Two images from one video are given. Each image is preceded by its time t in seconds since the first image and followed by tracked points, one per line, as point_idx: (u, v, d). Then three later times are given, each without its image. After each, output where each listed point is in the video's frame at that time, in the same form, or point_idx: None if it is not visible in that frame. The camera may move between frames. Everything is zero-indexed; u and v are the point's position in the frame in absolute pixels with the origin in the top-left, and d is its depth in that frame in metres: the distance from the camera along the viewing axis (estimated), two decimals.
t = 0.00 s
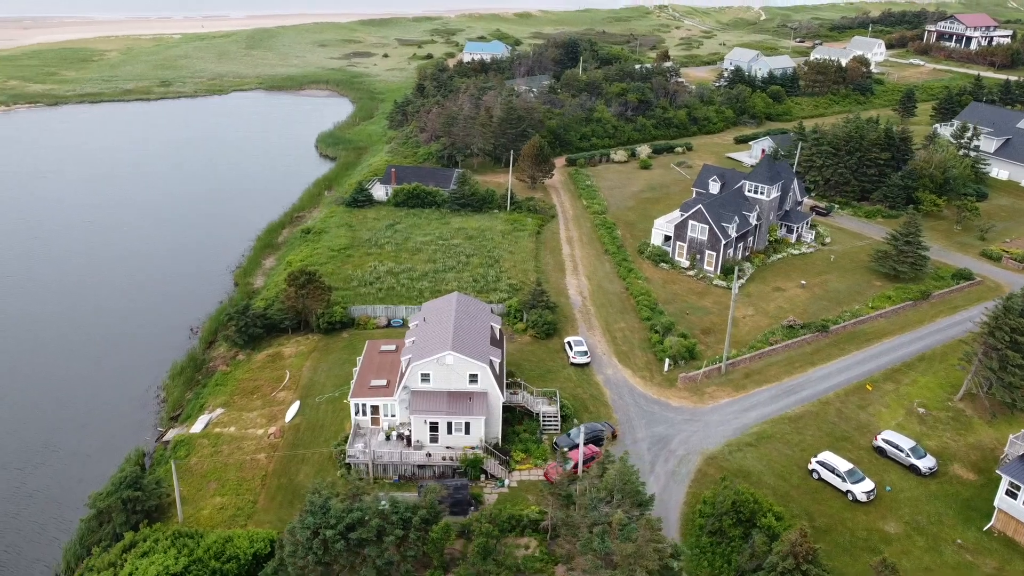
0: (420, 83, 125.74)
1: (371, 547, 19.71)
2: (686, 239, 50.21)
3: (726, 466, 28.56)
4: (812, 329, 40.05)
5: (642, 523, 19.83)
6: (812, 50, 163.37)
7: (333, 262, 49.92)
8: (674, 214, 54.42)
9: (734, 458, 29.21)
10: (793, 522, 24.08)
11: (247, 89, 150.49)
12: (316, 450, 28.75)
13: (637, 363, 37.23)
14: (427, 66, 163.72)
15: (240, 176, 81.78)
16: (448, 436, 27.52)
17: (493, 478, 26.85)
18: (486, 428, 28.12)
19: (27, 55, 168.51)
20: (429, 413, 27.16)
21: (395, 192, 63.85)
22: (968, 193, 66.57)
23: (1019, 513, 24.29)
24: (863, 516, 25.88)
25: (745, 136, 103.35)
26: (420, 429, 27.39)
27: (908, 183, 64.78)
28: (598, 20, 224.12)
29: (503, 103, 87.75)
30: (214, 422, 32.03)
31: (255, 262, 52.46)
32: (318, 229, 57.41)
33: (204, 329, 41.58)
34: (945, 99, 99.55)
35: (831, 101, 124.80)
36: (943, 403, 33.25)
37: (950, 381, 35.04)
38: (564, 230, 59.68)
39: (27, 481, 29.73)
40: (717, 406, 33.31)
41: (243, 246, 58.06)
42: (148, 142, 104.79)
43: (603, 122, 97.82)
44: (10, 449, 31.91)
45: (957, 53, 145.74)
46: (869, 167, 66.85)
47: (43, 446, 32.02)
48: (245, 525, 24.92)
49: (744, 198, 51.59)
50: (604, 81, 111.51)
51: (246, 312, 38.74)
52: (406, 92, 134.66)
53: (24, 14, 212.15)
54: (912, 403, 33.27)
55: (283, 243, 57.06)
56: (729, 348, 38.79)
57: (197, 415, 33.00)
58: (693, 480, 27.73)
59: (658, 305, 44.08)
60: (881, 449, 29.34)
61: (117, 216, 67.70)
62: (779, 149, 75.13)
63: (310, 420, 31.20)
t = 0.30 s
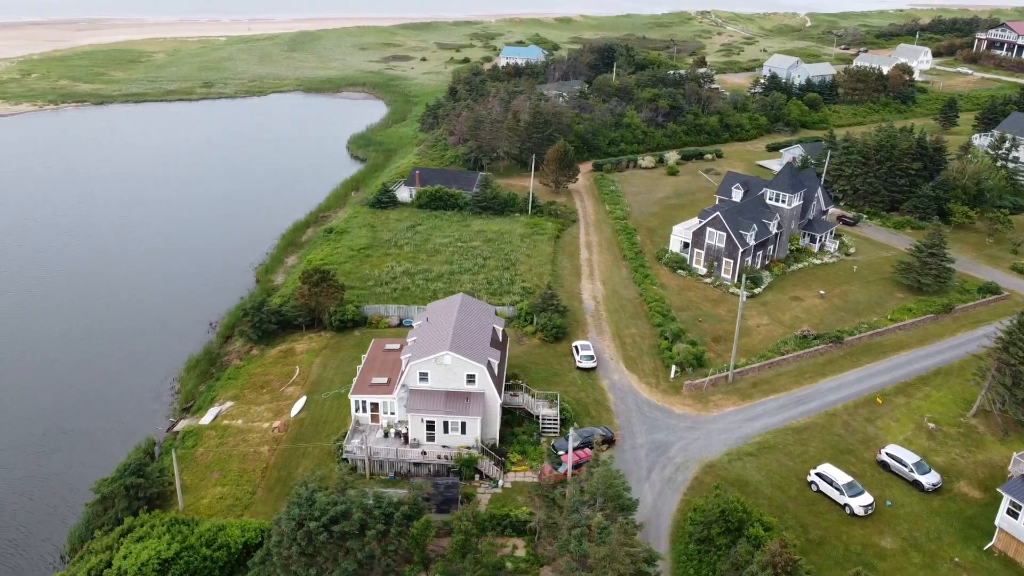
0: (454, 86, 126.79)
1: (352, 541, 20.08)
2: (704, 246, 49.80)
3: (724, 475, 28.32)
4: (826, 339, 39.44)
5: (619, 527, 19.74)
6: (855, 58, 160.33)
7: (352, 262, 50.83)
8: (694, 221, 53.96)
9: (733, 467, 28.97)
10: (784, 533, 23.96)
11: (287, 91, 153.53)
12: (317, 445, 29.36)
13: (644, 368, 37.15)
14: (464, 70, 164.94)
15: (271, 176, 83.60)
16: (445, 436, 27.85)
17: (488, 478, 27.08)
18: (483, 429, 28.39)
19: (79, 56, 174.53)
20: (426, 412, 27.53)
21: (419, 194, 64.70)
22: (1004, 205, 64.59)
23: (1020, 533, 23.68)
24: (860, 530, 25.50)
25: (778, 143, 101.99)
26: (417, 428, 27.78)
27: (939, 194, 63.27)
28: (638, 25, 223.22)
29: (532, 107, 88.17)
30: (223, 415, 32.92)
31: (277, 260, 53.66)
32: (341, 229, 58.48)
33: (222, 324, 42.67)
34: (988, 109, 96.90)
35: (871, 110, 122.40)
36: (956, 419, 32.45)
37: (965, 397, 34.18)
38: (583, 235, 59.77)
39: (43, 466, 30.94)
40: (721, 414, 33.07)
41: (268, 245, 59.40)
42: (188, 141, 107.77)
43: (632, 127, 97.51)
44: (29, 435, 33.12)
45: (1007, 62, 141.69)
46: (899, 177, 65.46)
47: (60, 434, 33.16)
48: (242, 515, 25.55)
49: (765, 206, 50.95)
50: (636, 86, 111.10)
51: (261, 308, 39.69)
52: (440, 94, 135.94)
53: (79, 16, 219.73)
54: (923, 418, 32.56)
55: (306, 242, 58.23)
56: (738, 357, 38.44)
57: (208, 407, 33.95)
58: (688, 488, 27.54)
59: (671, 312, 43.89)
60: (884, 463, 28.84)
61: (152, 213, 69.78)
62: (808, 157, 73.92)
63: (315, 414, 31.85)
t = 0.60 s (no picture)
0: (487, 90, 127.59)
1: (335, 534, 20.52)
2: (721, 253, 49.34)
3: (720, 483, 28.15)
4: (839, 350, 38.81)
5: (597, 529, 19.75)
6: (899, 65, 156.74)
7: (370, 261, 51.67)
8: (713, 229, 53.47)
9: (730, 475, 28.76)
10: (773, 542, 23.73)
11: (324, 93, 156.14)
12: (318, 439, 30.00)
13: (650, 374, 37.06)
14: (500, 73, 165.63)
15: (302, 176, 85.19)
16: (442, 434, 28.17)
17: (482, 477, 27.31)
18: (480, 429, 28.66)
19: (127, 56, 180.00)
20: (423, 410, 27.90)
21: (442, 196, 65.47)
22: None
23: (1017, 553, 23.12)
24: (854, 544, 25.17)
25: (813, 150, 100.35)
26: (414, 425, 28.18)
27: (972, 205, 61.38)
28: (679, 31, 221.64)
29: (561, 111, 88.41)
30: (233, 407, 33.83)
31: (300, 258, 54.80)
32: (363, 230, 59.45)
33: (240, 319, 43.76)
34: None
35: (912, 119, 119.61)
36: (966, 435, 31.72)
37: (979, 413, 33.35)
38: (603, 239, 59.78)
39: (59, 450, 32.21)
40: (724, 422, 32.81)
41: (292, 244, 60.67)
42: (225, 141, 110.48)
43: (662, 132, 96.95)
44: (50, 421, 34.44)
45: None
46: (930, 187, 63.88)
47: (80, 420, 34.46)
48: (240, 505, 26.28)
49: (785, 213, 50.36)
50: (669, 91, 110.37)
51: (275, 305, 40.64)
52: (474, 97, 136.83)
53: (131, 17, 226.65)
54: (932, 433, 31.87)
55: (329, 241, 59.30)
56: (747, 365, 38.10)
57: (218, 399, 34.89)
58: (682, 495, 27.42)
59: (683, 318, 43.68)
60: (886, 477, 28.39)
61: (185, 210, 71.81)
62: (837, 166, 72.61)
63: (320, 409, 32.52)
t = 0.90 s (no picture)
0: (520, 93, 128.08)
1: (320, 525, 21.02)
2: (738, 261, 48.84)
3: (715, 491, 28.01)
4: (851, 361, 38.21)
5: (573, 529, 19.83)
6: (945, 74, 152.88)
7: (388, 261, 52.50)
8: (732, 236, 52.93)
9: (726, 484, 28.58)
10: (761, 551, 23.54)
11: (361, 95, 158.47)
12: (321, 433, 30.70)
13: (655, 380, 37.00)
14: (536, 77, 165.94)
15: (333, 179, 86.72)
16: (439, 432, 28.57)
17: (476, 476, 27.62)
18: (477, 429, 29.00)
19: (174, 57, 185.14)
20: (420, 408, 28.34)
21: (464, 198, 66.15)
22: None
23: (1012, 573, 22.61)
24: (846, 558, 24.88)
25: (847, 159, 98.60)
26: (412, 423, 28.65)
27: (1004, 217, 59.76)
28: (720, 37, 219.51)
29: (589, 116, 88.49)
30: (243, 400, 34.77)
31: (321, 257, 55.90)
32: (386, 230, 60.38)
33: (258, 314, 44.88)
34: None
35: (954, 128, 116.57)
36: (976, 451, 31.01)
37: (991, 429, 32.55)
38: (622, 245, 59.74)
39: (78, 435, 33.48)
40: (726, 431, 32.61)
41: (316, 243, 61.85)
42: (262, 141, 112.99)
43: (692, 138, 96.26)
44: (69, 408, 35.74)
45: None
46: (962, 199, 62.34)
47: (99, 408, 35.71)
48: (239, 495, 27.01)
49: (805, 222, 49.60)
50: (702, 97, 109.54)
51: (291, 302, 41.64)
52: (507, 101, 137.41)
53: (180, 20, 232.88)
54: (940, 448, 31.21)
55: (352, 241, 60.32)
56: (756, 374, 37.79)
57: (230, 393, 35.86)
58: (676, 501, 27.33)
59: (696, 324, 43.46)
60: (887, 491, 27.96)
61: (216, 208, 73.76)
62: (868, 175, 71.22)
63: (325, 404, 33.24)
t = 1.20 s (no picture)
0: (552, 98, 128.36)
1: (306, 516, 21.55)
2: (754, 269, 48.39)
3: (709, 499, 27.89)
4: (863, 373, 37.60)
5: (549, 530, 20.07)
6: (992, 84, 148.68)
7: (406, 262, 53.23)
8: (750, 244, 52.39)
9: (722, 492, 28.45)
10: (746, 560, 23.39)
11: (396, 98, 160.36)
12: (324, 428, 31.36)
13: (661, 386, 36.91)
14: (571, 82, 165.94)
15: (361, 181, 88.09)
16: (435, 431, 28.96)
17: (470, 475, 27.93)
18: (474, 429, 29.32)
19: (218, 59, 189.70)
20: (418, 406, 28.78)
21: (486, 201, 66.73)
22: None
23: None
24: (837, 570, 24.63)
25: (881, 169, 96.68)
26: (410, 420, 29.10)
27: None
28: (762, 44, 216.85)
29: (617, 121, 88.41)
30: (253, 394, 35.65)
31: (342, 256, 56.90)
32: (407, 232, 61.22)
33: (274, 311, 45.89)
34: None
35: (996, 138, 113.41)
36: (983, 468, 30.33)
37: (1002, 446, 31.77)
38: (641, 250, 59.58)
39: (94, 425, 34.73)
40: (727, 439, 32.41)
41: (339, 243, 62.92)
42: (296, 142, 115.18)
43: (722, 144, 95.43)
44: (88, 397, 37.08)
45: None
46: (993, 211, 60.74)
47: (115, 399, 36.95)
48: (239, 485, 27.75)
49: (824, 231, 48.90)
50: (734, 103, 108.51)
51: (305, 300, 42.53)
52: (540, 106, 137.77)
53: (226, 23, 238.65)
54: (946, 464, 30.59)
55: (373, 241, 61.26)
56: (763, 383, 37.46)
57: (241, 386, 36.78)
58: (667, 508, 27.26)
59: (707, 332, 43.21)
60: (885, 505, 27.56)
61: (245, 207, 75.53)
62: (898, 185, 69.59)
63: (330, 399, 33.91)
